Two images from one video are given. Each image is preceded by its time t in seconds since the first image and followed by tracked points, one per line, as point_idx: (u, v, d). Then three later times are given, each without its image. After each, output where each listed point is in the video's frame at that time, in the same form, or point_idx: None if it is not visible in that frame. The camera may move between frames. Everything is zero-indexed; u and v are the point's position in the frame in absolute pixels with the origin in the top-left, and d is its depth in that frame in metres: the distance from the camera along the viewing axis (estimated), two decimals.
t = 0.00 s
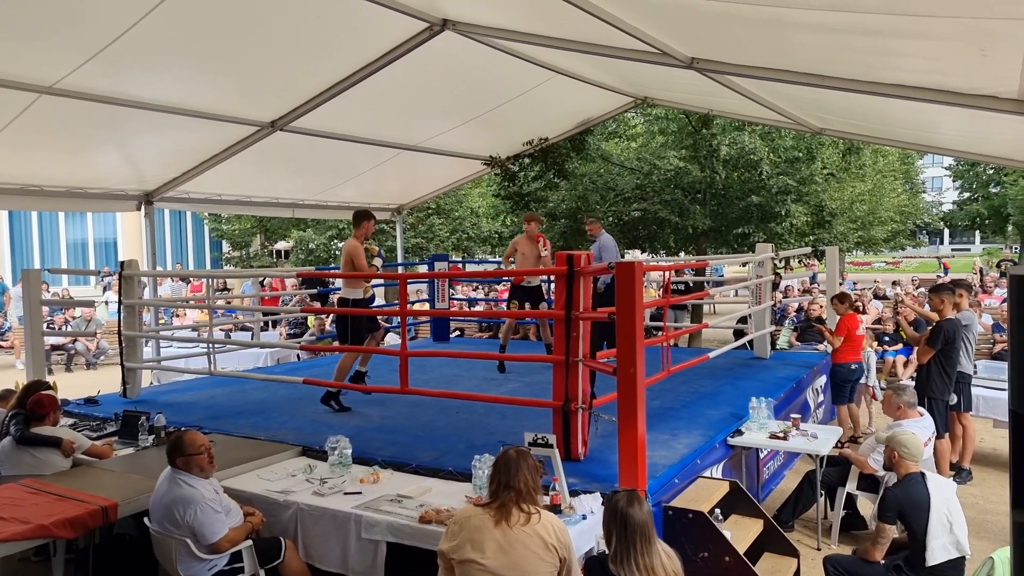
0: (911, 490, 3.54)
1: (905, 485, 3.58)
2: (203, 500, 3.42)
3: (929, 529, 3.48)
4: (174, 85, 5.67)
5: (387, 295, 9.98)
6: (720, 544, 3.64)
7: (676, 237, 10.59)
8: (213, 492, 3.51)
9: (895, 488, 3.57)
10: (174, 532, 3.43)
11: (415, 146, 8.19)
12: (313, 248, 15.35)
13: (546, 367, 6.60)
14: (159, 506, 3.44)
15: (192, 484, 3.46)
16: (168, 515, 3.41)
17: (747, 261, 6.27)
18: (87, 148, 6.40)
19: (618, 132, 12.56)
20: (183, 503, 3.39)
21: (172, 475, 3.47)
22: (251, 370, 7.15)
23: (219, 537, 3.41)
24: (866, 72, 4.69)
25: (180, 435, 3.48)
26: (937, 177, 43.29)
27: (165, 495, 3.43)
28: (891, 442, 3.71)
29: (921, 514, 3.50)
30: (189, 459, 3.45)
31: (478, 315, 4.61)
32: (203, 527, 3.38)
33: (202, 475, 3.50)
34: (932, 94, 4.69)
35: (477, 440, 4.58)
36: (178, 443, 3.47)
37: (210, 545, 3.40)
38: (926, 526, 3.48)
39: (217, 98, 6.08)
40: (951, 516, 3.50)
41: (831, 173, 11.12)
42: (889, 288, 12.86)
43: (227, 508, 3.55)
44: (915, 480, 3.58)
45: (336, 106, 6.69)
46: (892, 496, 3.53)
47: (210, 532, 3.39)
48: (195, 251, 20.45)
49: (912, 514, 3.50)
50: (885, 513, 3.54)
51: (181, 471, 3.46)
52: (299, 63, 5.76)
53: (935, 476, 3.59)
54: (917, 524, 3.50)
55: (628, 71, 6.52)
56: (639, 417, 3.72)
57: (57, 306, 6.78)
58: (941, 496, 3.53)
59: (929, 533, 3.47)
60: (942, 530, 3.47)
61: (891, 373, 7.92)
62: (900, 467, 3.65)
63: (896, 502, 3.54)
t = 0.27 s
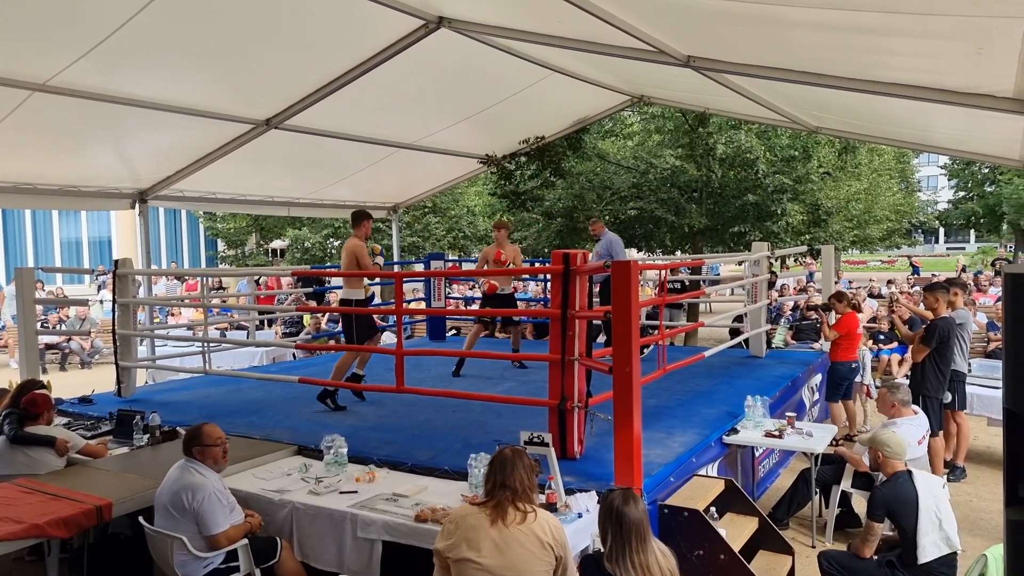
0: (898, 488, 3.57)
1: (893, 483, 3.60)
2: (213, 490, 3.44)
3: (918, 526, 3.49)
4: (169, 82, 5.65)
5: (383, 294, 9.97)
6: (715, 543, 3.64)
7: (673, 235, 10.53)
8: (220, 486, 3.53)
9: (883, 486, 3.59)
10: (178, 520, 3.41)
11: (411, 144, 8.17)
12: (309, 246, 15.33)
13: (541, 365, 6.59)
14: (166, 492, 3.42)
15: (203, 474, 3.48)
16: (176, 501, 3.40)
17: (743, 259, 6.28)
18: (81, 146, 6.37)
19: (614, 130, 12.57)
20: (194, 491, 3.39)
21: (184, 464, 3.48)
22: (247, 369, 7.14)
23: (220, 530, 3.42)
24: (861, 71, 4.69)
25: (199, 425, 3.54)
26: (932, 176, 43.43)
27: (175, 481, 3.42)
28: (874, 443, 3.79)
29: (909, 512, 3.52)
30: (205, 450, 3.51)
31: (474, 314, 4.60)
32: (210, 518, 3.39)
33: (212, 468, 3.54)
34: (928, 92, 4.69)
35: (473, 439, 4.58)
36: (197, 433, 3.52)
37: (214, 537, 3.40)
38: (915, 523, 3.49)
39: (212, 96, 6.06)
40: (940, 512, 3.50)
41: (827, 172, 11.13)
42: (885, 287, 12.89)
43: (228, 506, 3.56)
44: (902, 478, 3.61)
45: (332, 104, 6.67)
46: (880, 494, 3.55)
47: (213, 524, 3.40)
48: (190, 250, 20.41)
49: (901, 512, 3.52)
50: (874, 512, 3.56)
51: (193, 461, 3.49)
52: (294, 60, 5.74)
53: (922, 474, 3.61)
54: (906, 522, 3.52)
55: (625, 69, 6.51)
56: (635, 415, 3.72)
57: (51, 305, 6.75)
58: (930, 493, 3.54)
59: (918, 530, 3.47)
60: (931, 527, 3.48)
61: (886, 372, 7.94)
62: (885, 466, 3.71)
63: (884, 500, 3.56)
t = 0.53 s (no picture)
0: (887, 487, 3.57)
1: (881, 482, 3.61)
2: (213, 481, 3.46)
3: (907, 523, 3.49)
4: (160, 79, 5.62)
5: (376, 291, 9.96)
6: (709, 540, 3.65)
7: (667, 234, 10.67)
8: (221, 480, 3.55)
9: (871, 485, 3.60)
10: (178, 509, 3.41)
11: (405, 142, 8.15)
12: (302, 244, 15.31)
13: (535, 363, 6.59)
14: (168, 481, 3.44)
15: (204, 466, 3.50)
16: (176, 490, 3.41)
17: (737, 257, 6.29)
18: (72, 143, 6.34)
19: (608, 128, 12.58)
20: (196, 480, 3.42)
21: (186, 455, 3.52)
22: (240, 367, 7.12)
23: (219, 522, 3.42)
24: (854, 69, 4.70)
25: (204, 419, 3.59)
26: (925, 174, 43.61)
27: (177, 471, 3.45)
28: (858, 443, 3.86)
29: (898, 509, 3.52)
30: (208, 442, 3.54)
31: (467, 312, 4.59)
32: (211, 508, 3.40)
33: (215, 461, 3.57)
34: (920, 90, 4.70)
35: (466, 437, 4.57)
36: (201, 426, 3.56)
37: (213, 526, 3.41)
38: (905, 521, 3.49)
39: (205, 93, 6.04)
40: (928, 508, 3.51)
41: (820, 170, 11.15)
42: (878, 285, 12.93)
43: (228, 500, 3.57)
44: (889, 477, 3.62)
45: (325, 101, 6.65)
46: (869, 494, 3.56)
47: (212, 514, 3.41)
48: (183, 247, 20.34)
49: (890, 511, 3.52)
50: (864, 512, 3.56)
51: (196, 452, 3.52)
52: (287, 57, 5.72)
53: (908, 471, 3.63)
54: (896, 520, 3.51)
55: (619, 67, 6.51)
56: (629, 413, 3.72)
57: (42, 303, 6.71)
58: (916, 489, 3.55)
59: (908, 527, 3.48)
60: (921, 523, 3.48)
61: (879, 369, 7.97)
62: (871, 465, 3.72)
63: (873, 499, 3.56)
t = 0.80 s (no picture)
0: (881, 487, 3.55)
1: (875, 482, 3.59)
2: (213, 479, 3.47)
3: (903, 521, 3.51)
4: (155, 78, 5.60)
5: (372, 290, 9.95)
6: (704, 538, 3.65)
7: (662, 231, 10.70)
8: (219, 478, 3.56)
9: (865, 485, 3.57)
10: (177, 506, 3.41)
11: (400, 140, 8.14)
12: (297, 243, 15.28)
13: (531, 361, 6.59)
14: (167, 478, 3.44)
15: (204, 463, 3.51)
16: (176, 486, 3.42)
17: (732, 255, 6.29)
18: (66, 142, 6.32)
19: (604, 126, 12.59)
20: (196, 476, 3.43)
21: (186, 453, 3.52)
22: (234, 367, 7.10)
23: (219, 519, 3.43)
24: (850, 66, 4.70)
25: (204, 418, 3.60)
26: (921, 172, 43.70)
27: (177, 468, 3.45)
28: (848, 442, 3.84)
29: (893, 507, 3.52)
30: (208, 440, 3.55)
31: (462, 310, 4.59)
32: (210, 504, 3.41)
33: (214, 460, 3.58)
34: (915, 88, 4.70)
35: (462, 436, 4.57)
36: (201, 424, 3.57)
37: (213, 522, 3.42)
38: (900, 519, 3.51)
39: (200, 91, 6.02)
40: (921, 504, 3.53)
41: (815, 167, 11.16)
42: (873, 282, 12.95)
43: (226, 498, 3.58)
44: (882, 475, 3.61)
45: (320, 99, 6.64)
46: (864, 494, 3.52)
47: (212, 511, 3.41)
48: (177, 246, 20.30)
49: (885, 509, 3.52)
50: (859, 511, 3.54)
51: (195, 450, 3.53)
52: (283, 55, 5.70)
53: (899, 468, 3.64)
54: (892, 517, 3.52)
55: (614, 65, 6.51)
56: (624, 411, 3.72)
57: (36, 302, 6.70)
58: (908, 487, 3.57)
59: (904, 525, 3.49)
60: (916, 520, 3.50)
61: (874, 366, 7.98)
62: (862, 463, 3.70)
63: (868, 499, 3.53)
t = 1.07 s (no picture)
0: (881, 485, 3.56)
1: (875, 480, 3.60)
2: (210, 478, 3.46)
3: (902, 519, 3.50)
4: (152, 76, 5.60)
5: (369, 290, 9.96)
6: (702, 536, 3.64)
7: (660, 229, 10.70)
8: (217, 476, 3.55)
9: (864, 483, 3.58)
10: (174, 506, 3.41)
11: (398, 139, 8.13)
12: (295, 242, 15.27)
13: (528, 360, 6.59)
14: (165, 478, 3.44)
15: (201, 463, 3.50)
16: (173, 486, 3.42)
17: (730, 253, 6.28)
18: (63, 141, 6.31)
19: (602, 125, 12.59)
20: (192, 476, 3.42)
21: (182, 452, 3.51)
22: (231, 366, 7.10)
23: (216, 518, 3.43)
24: (848, 64, 4.69)
25: (201, 418, 3.58)
26: (920, 170, 43.74)
27: (173, 468, 3.45)
28: (849, 439, 3.82)
29: (893, 506, 3.52)
30: (205, 440, 3.54)
31: (459, 308, 4.59)
32: (208, 505, 3.40)
33: (211, 459, 3.57)
34: (913, 85, 4.69)
35: (459, 434, 4.57)
36: (199, 424, 3.56)
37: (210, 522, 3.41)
38: (900, 517, 3.50)
39: (197, 89, 6.01)
40: (922, 503, 3.52)
41: (813, 166, 11.16)
42: (871, 281, 12.95)
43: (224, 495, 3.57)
44: (882, 473, 3.61)
45: (318, 98, 6.63)
46: (864, 492, 3.54)
47: (209, 511, 3.41)
48: (175, 246, 20.30)
49: (885, 508, 3.52)
50: (858, 509, 3.56)
51: (192, 450, 3.51)
52: (280, 54, 5.70)
53: (900, 466, 3.64)
54: (892, 516, 3.52)
55: (612, 63, 6.50)
56: (621, 410, 3.71)
57: (33, 301, 6.70)
58: (909, 485, 3.55)
59: (904, 524, 3.49)
60: (915, 519, 3.49)
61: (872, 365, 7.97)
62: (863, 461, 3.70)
63: (867, 497, 3.54)
